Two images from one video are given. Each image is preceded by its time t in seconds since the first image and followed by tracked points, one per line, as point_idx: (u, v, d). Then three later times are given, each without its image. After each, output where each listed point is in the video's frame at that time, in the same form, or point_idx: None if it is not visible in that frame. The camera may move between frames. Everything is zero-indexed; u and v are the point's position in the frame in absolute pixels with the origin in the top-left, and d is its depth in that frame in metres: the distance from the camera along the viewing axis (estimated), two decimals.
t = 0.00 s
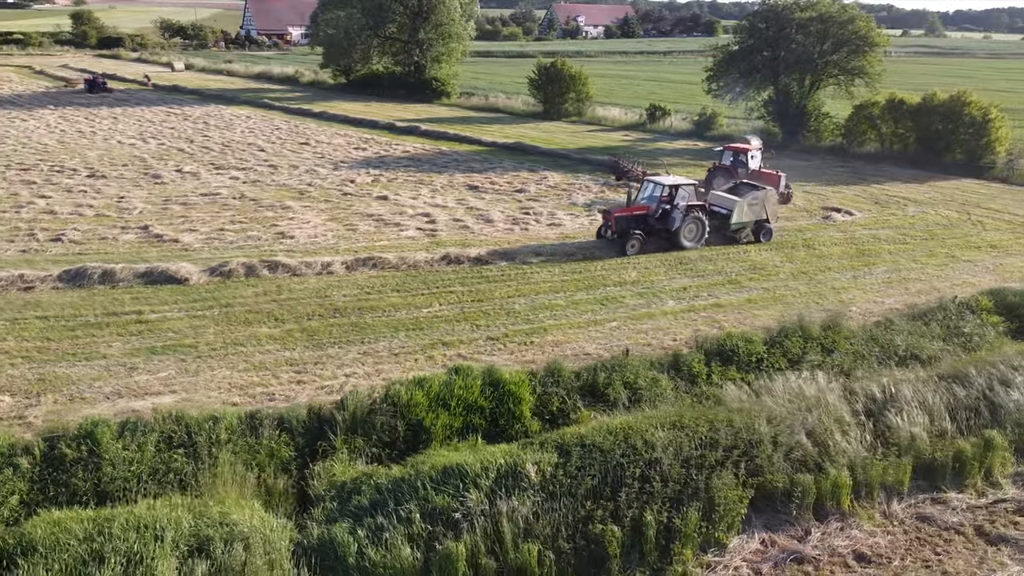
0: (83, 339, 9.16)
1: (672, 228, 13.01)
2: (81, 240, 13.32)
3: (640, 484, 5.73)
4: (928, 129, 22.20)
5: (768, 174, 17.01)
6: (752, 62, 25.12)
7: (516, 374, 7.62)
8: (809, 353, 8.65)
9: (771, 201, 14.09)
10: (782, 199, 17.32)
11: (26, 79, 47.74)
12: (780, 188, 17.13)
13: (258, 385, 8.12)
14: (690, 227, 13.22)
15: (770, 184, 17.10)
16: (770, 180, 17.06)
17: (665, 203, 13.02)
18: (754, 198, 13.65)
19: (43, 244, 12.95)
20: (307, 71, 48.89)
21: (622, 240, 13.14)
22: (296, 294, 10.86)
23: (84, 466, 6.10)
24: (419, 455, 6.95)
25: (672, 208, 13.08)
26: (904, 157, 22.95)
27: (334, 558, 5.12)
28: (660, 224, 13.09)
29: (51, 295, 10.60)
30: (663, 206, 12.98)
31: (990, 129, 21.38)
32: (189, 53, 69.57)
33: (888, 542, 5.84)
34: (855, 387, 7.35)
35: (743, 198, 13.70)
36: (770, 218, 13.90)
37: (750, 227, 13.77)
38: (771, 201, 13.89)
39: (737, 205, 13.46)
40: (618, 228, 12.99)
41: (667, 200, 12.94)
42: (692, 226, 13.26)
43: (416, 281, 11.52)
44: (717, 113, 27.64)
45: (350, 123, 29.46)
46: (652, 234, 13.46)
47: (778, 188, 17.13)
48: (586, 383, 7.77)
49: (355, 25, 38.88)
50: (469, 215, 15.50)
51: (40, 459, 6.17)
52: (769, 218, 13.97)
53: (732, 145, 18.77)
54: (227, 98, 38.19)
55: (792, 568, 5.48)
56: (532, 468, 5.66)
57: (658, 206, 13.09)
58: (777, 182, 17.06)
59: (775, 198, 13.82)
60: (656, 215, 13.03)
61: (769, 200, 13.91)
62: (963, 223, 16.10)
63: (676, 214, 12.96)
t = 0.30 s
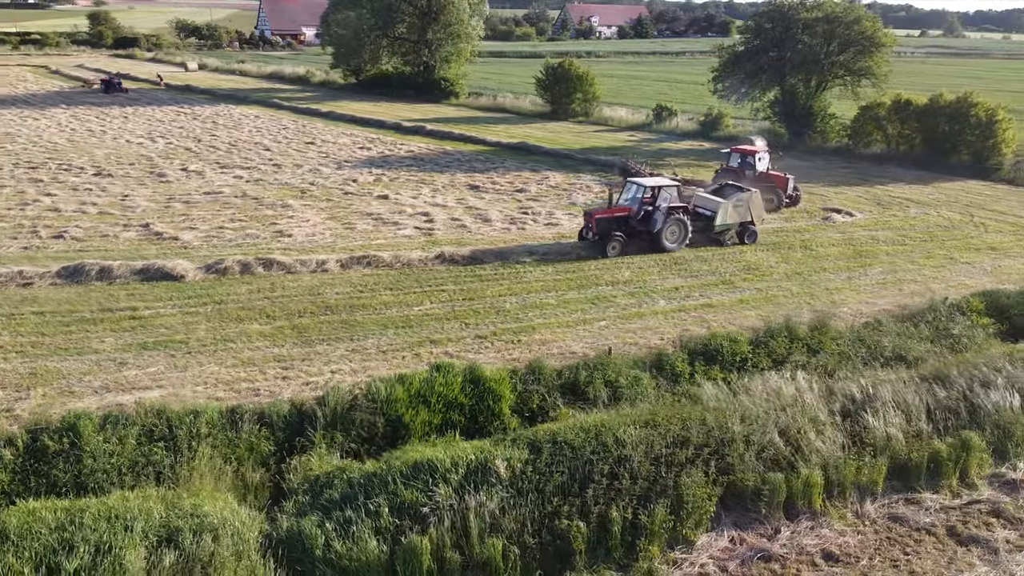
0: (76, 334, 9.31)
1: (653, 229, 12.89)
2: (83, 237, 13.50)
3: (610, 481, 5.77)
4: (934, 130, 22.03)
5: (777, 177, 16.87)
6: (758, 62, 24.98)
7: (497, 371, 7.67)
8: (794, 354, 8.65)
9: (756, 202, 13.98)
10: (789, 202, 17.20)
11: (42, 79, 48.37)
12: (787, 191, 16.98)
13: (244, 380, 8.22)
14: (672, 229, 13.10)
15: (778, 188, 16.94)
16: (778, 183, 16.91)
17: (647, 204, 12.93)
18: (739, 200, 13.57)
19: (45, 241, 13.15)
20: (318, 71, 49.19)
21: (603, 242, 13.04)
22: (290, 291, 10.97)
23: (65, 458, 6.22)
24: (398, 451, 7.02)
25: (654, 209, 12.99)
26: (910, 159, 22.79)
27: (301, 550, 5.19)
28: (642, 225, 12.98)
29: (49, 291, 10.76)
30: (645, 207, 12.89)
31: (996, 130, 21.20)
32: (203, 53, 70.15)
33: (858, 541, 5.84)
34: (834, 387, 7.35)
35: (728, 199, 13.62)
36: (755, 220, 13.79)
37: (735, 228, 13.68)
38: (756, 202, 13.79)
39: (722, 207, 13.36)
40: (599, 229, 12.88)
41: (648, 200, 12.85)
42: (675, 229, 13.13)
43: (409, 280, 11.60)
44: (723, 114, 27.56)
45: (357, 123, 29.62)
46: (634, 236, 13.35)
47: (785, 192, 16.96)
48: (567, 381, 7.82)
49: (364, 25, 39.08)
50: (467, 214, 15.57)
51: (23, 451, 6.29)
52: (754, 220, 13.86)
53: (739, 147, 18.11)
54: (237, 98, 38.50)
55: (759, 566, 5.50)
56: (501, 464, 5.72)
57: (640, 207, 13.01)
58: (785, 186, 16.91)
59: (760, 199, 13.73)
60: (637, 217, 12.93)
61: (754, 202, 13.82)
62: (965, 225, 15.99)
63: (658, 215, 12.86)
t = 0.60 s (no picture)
0: (70, 329, 9.45)
1: (634, 230, 12.79)
2: (84, 234, 13.67)
3: (578, 477, 5.81)
4: (940, 131, 21.85)
5: (785, 179, 16.66)
6: (764, 62, 24.92)
7: (478, 367, 7.73)
8: (778, 353, 8.65)
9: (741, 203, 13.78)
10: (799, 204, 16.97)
11: (57, 78, 48.92)
12: (797, 194, 16.75)
13: (230, 375, 8.32)
14: (653, 230, 12.98)
15: (787, 190, 16.73)
16: (787, 186, 16.68)
17: (628, 205, 12.84)
18: (722, 201, 13.38)
19: (47, 237, 13.33)
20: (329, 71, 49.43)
21: (582, 242, 12.94)
22: (283, 288, 11.07)
23: (46, 449, 6.33)
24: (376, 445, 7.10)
25: (635, 210, 12.90)
26: (916, 159, 22.62)
27: (269, 541, 5.27)
28: (623, 226, 12.88)
29: (46, 286, 10.93)
30: (625, 208, 12.81)
31: (1003, 131, 21.00)
32: (217, 53, 70.64)
33: (827, 539, 5.85)
34: (813, 387, 7.35)
35: (711, 200, 13.45)
36: (739, 221, 13.61)
37: (718, 230, 13.50)
38: (740, 203, 13.61)
39: (704, 208, 13.20)
40: (578, 229, 12.80)
41: (629, 201, 12.77)
42: (656, 230, 13.02)
43: (401, 278, 11.66)
44: (729, 114, 27.46)
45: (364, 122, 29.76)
46: (615, 237, 13.26)
47: (794, 195, 16.74)
48: (548, 378, 7.86)
49: (373, 25, 39.25)
50: (464, 214, 15.62)
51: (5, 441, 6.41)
52: (738, 221, 13.68)
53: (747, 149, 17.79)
54: (248, 97, 38.78)
55: (725, 563, 5.53)
56: (471, 459, 5.78)
57: (621, 208, 12.92)
58: (794, 188, 16.68)
59: (744, 200, 13.55)
60: (618, 217, 12.84)
61: (738, 202, 13.63)
62: (967, 226, 15.85)
63: (638, 216, 12.76)
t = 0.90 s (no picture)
0: (62, 324, 9.58)
1: (612, 231, 12.72)
2: (84, 231, 13.84)
3: (545, 473, 5.85)
4: (945, 132, 21.72)
5: (794, 181, 16.40)
6: (768, 63, 24.82)
7: (458, 366, 7.78)
8: (761, 354, 8.64)
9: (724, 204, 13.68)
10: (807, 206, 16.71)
11: (72, 78, 49.51)
12: (805, 196, 16.49)
13: (216, 371, 8.41)
14: (632, 230, 12.90)
15: (795, 192, 16.47)
16: (796, 187, 16.41)
17: (606, 206, 12.78)
18: (703, 201, 13.27)
19: (47, 234, 13.50)
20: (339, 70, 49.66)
21: (561, 243, 12.84)
22: (275, 285, 11.17)
23: (26, 441, 6.43)
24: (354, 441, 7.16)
25: (614, 211, 12.84)
26: (921, 161, 22.48)
27: (236, 533, 5.34)
28: (602, 227, 12.82)
29: (43, 282, 11.08)
30: (604, 208, 12.74)
31: (1009, 132, 20.85)
32: (230, 53, 71.21)
33: (795, 539, 5.86)
34: (791, 387, 7.34)
35: (693, 201, 13.36)
36: (721, 223, 13.49)
37: (700, 231, 13.38)
38: (722, 204, 13.51)
39: (685, 208, 13.10)
40: (557, 230, 12.70)
41: (608, 201, 12.71)
42: (635, 231, 12.95)
43: (393, 276, 11.73)
44: (734, 115, 27.40)
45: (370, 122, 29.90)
46: (594, 239, 13.17)
47: (802, 197, 16.48)
48: (527, 377, 7.90)
49: (381, 25, 39.38)
50: (461, 213, 15.68)
51: None
52: (720, 222, 13.56)
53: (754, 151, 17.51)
54: (257, 97, 39.05)
55: (690, 561, 5.54)
56: (439, 455, 5.82)
57: (599, 209, 12.86)
58: (802, 190, 16.41)
59: (727, 201, 13.43)
60: (596, 218, 12.77)
61: (720, 204, 13.52)
62: (967, 228, 15.75)
63: (617, 216, 12.69)
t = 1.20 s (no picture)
0: (55, 321, 9.71)
1: (591, 233, 12.58)
2: (85, 229, 14.00)
3: (514, 471, 5.88)
4: (951, 133, 21.56)
5: (802, 183, 16.08)
6: (773, 63, 24.69)
7: (438, 364, 7.83)
8: (745, 354, 8.62)
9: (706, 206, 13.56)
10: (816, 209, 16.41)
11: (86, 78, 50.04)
12: (814, 199, 16.18)
13: (202, 367, 8.50)
14: (611, 232, 12.77)
15: (804, 195, 16.15)
16: (804, 190, 16.10)
17: (585, 207, 12.63)
18: (685, 203, 13.16)
19: (48, 232, 13.67)
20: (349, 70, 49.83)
21: (538, 245, 12.70)
22: (267, 283, 11.26)
23: (7, 434, 6.54)
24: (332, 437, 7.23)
25: (592, 212, 12.68)
26: (926, 163, 22.31)
27: (204, 527, 5.41)
28: (580, 229, 12.68)
29: (39, 279, 11.23)
30: (582, 210, 12.59)
31: (1016, 134, 20.69)
32: (243, 53, 71.70)
33: (763, 538, 5.86)
34: (769, 387, 7.33)
35: (674, 202, 13.24)
36: (703, 224, 13.39)
37: (682, 232, 13.26)
38: (704, 205, 13.39)
39: (667, 210, 12.98)
40: (533, 231, 12.57)
41: (586, 202, 12.55)
42: (613, 233, 12.82)
43: (386, 275, 11.78)
44: (740, 115, 27.29)
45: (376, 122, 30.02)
46: (572, 239, 13.05)
47: (811, 200, 16.15)
48: (508, 375, 7.93)
49: (390, 25, 39.49)
50: (458, 212, 15.73)
51: None
52: (702, 223, 13.45)
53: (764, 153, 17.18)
54: (267, 97, 39.29)
55: (655, 560, 5.56)
56: (409, 452, 5.87)
57: (577, 211, 12.70)
58: (811, 193, 16.10)
59: (708, 202, 13.33)
60: (574, 220, 12.62)
61: (702, 205, 13.41)
62: (968, 230, 15.62)
63: (596, 218, 12.54)
